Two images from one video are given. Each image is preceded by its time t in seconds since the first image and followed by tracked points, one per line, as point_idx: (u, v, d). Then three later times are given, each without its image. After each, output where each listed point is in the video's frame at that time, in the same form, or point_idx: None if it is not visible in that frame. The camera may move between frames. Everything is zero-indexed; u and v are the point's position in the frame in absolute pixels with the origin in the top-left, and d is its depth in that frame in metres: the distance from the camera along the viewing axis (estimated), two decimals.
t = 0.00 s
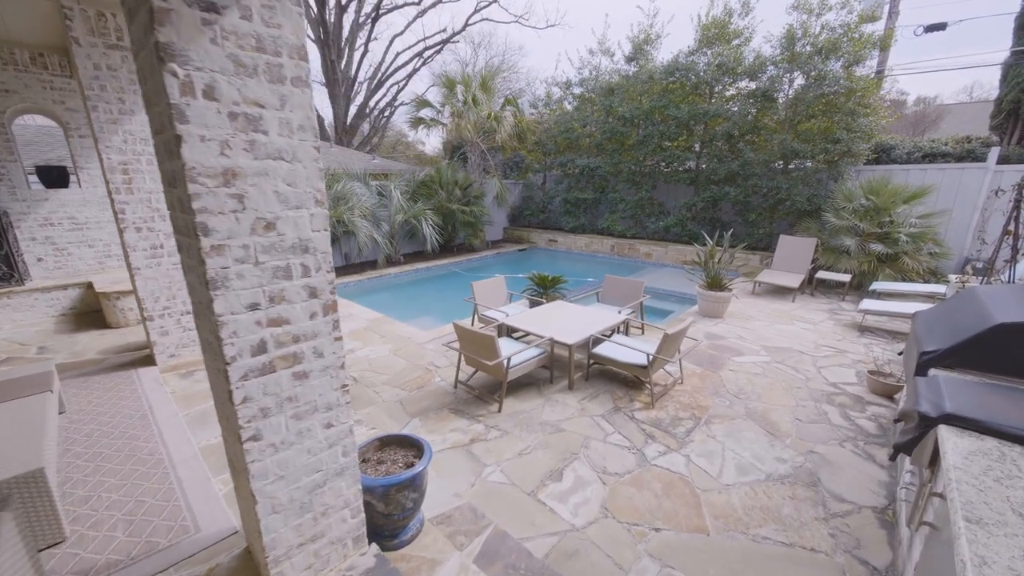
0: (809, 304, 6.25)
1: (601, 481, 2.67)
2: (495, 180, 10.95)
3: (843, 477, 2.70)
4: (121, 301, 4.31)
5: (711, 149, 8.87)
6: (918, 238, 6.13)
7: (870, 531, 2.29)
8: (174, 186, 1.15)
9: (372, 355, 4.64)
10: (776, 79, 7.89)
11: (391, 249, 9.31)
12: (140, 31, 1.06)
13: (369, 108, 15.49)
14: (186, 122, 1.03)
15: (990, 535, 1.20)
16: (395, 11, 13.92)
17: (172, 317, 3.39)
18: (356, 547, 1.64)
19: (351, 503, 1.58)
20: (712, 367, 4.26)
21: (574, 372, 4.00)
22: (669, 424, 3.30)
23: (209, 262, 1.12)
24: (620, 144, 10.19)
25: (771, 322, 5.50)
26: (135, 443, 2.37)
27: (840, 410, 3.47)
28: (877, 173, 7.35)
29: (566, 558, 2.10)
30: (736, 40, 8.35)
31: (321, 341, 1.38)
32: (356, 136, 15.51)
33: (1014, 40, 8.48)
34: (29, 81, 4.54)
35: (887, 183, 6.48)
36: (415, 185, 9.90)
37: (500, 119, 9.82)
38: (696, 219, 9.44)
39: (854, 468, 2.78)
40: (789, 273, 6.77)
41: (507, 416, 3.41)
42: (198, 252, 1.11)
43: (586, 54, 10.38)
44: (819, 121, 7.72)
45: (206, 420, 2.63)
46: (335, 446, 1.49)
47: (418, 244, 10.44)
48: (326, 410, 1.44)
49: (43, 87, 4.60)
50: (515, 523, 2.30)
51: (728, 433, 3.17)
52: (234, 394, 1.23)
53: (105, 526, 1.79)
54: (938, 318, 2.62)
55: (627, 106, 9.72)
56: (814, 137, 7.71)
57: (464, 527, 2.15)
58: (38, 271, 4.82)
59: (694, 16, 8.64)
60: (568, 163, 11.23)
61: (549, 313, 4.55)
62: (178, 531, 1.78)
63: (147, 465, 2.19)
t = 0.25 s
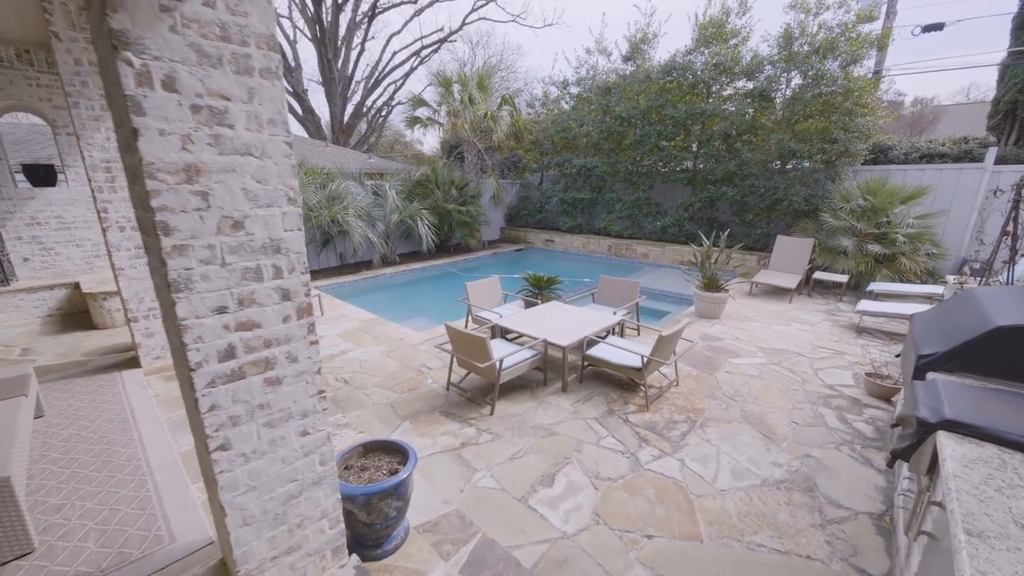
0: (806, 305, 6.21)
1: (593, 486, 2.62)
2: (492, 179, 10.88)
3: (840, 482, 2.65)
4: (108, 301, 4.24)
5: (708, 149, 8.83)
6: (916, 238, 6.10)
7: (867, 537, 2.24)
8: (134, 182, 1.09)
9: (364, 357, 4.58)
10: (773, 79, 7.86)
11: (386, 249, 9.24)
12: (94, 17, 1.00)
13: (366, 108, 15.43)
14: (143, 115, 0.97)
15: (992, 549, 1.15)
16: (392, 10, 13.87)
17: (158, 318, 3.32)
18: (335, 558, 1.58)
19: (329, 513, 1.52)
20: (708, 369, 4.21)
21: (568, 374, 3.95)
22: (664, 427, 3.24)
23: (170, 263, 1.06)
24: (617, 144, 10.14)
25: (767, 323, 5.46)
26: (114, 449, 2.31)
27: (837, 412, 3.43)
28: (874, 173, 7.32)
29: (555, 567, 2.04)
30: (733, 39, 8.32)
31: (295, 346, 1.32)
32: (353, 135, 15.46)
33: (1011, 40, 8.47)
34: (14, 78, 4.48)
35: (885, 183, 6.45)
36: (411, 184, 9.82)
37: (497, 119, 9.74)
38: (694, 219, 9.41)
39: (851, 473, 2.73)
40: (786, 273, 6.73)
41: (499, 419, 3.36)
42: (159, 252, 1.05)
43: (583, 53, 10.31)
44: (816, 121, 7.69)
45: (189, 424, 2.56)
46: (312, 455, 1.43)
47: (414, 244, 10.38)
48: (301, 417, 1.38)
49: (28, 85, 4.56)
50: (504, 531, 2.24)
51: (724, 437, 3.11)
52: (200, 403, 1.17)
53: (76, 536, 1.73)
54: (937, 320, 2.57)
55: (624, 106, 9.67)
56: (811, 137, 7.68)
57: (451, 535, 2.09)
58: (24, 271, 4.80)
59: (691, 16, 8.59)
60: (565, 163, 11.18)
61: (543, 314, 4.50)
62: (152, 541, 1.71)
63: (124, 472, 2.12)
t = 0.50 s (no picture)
0: (804, 306, 6.15)
1: (586, 492, 2.56)
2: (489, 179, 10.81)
3: (837, 487, 2.60)
4: (96, 302, 4.18)
5: (706, 149, 8.77)
6: (915, 238, 6.05)
7: (865, 545, 2.19)
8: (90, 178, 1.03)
9: (356, 358, 4.52)
10: (771, 78, 7.80)
11: (382, 250, 9.18)
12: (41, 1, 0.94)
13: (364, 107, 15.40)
14: (93, 107, 0.91)
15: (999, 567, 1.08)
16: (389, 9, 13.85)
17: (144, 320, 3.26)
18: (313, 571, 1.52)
19: (306, 524, 1.46)
20: (705, 371, 4.15)
21: (563, 376, 3.89)
22: (659, 431, 3.19)
23: (127, 265, 1.00)
24: (615, 144, 10.08)
25: (765, 324, 5.41)
26: (91, 455, 2.24)
27: (835, 415, 3.38)
28: (873, 173, 7.27)
29: None
30: (730, 38, 8.28)
31: (267, 351, 1.26)
32: (351, 135, 15.44)
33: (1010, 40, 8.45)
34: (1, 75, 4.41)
35: (883, 183, 6.41)
36: (407, 184, 9.74)
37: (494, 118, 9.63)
38: (692, 219, 9.36)
39: (849, 478, 2.68)
40: (784, 274, 6.68)
41: (491, 422, 3.30)
42: (115, 253, 0.99)
43: (581, 53, 10.24)
44: (815, 120, 7.65)
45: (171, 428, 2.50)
46: (286, 465, 1.37)
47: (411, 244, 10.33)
48: (275, 425, 1.32)
49: (16, 82, 4.50)
50: (494, 539, 2.18)
51: (720, 441, 3.06)
52: (163, 412, 1.11)
53: (46, 547, 1.67)
54: (936, 322, 2.52)
55: (622, 105, 9.61)
56: (809, 136, 7.64)
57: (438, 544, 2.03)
58: (12, 271, 4.77)
59: (689, 15, 8.53)
60: (562, 163, 11.12)
61: (538, 315, 4.44)
62: (125, 553, 1.65)
63: (101, 479, 2.06)
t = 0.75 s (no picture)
0: (804, 307, 6.10)
1: (579, 499, 2.50)
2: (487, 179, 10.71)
3: (836, 494, 2.54)
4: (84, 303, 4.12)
5: (705, 148, 8.72)
6: (915, 239, 5.99)
7: (864, 554, 2.13)
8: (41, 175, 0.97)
9: (350, 360, 4.46)
10: (771, 77, 7.74)
11: (378, 249, 9.12)
12: None
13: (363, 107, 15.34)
14: (40, 99, 0.85)
15: None
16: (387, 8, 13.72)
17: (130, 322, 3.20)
18: None
19: (281, 538, 1.40)
20: (702, 373, 4.09)
21: (558, 379, 3.83)
22: (655, 435, 3.13)
23: (79, 268, 0.94)
24: (613, 143, 10.02)
25: (764, 326, 5.35)
26: (70, 461, 2.18)
27: (834, 419, 3.32)
28: (872, 173, 7.22)
29: None
30: (729, 37, 8.23)
31: (237, 358, 1.20)
32: (348, 135, 15.38)
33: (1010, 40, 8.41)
34: None
35: (883, 183, 6.35)
36: (404, 183, 9.67)
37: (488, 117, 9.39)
38: (690, 219, 9.32)
39: (849, 484, 2.62)
40: (783, 274, 6.63)
41: (484, 426, 3.24)
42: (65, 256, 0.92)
43: (579, 52, 10.24)
44: (814, 120, 7.60)
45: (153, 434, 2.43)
46: (260, 476, 1.31)
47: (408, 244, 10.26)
48: (247, 435, 1.26)
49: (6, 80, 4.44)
50: (483, 549, 2.12)
51: (717, 446, 3.00)
52: (122, 423, 1.05)
53: (16, 559, 1.61)
54: (937, 325, 2.47)
55: (621, 105, 9.55)
56: (808, 136, 7.59)
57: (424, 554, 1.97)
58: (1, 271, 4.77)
59: (688, 13, 8.46)
60: (561, 162, 11.06)
61: (533, 316, 4.37)
62: (96, 566, 1.60)
63: (78, 487, 2.00)
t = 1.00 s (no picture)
0: (805, 308, 6.02)
1: (574, 506, 2.44)
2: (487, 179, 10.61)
3: (839, 502, 2.47)
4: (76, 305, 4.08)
5: (705, 148, 8.66)
6: (919, 239, 5.91)
7: (868, 566, 2.06)
8: None
9: (345, 363, 4.40)
10: (771, 76, 7.67)
11: (377, 250, 9.09)
12: None
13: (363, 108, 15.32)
14: None
15: None
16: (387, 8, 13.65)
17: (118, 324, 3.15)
18: None
19: (257, 553, 1.34)
20: (702, 377, 4.02)
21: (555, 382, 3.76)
22: (653, 440, 3.06)
23: (31, 273, 0.89)
24: (613, 143, 9.96)
25: (765, 328, 5.28)
26: (51, 468, 2.13)
27: (836, 424, 3.25)
28: (875, 173, 7.13)
29: None
30: (730, 36, 8.16)
31: (208, 366, 1.15)
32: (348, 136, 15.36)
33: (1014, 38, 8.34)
34: None
35: (886, 183, 6.28)
36: (403, 184, 9.62)
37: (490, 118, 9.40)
38: (691, 220, 9.26)
39: (852, 491, 2.55)
40: (785, 275, 6.55)
41: (479, 431, 3.18)
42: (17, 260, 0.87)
43: (579, 52, 10.21)
44: (815, 119, 7.53)
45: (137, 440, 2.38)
46: (235, 488, 1.25)
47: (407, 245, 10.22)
48: (219, 447, 1.20)
49: None
50: (474, 559, 2.06)
51: (716, 451, 2.93)
52: (82, 435, 0.99)
53: None
54: (943, 328, 2.39)
55: (621, 104, 9.48)
56: (809, 135, 7.53)
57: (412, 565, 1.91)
58: None
59: (688, 12, 8.40)
60: (560, 163, 11.00)
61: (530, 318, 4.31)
62: None
63: (58, 495, 1.95)
